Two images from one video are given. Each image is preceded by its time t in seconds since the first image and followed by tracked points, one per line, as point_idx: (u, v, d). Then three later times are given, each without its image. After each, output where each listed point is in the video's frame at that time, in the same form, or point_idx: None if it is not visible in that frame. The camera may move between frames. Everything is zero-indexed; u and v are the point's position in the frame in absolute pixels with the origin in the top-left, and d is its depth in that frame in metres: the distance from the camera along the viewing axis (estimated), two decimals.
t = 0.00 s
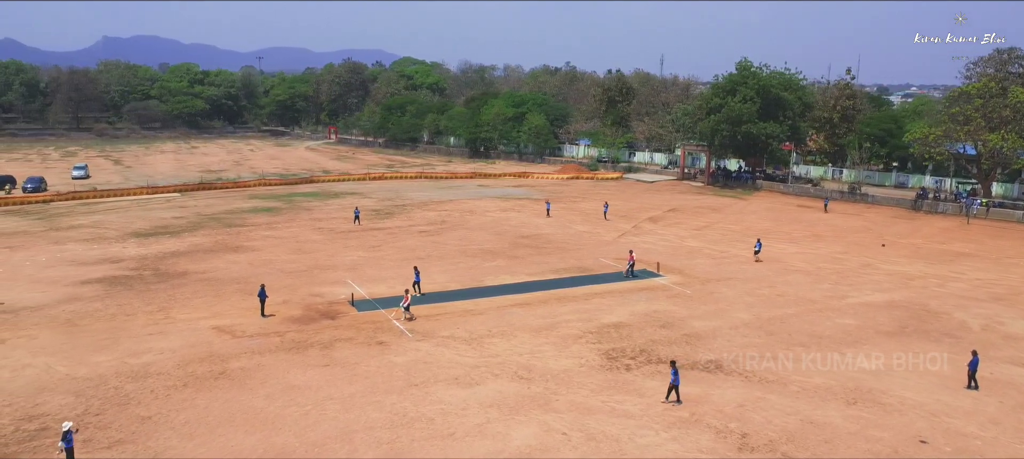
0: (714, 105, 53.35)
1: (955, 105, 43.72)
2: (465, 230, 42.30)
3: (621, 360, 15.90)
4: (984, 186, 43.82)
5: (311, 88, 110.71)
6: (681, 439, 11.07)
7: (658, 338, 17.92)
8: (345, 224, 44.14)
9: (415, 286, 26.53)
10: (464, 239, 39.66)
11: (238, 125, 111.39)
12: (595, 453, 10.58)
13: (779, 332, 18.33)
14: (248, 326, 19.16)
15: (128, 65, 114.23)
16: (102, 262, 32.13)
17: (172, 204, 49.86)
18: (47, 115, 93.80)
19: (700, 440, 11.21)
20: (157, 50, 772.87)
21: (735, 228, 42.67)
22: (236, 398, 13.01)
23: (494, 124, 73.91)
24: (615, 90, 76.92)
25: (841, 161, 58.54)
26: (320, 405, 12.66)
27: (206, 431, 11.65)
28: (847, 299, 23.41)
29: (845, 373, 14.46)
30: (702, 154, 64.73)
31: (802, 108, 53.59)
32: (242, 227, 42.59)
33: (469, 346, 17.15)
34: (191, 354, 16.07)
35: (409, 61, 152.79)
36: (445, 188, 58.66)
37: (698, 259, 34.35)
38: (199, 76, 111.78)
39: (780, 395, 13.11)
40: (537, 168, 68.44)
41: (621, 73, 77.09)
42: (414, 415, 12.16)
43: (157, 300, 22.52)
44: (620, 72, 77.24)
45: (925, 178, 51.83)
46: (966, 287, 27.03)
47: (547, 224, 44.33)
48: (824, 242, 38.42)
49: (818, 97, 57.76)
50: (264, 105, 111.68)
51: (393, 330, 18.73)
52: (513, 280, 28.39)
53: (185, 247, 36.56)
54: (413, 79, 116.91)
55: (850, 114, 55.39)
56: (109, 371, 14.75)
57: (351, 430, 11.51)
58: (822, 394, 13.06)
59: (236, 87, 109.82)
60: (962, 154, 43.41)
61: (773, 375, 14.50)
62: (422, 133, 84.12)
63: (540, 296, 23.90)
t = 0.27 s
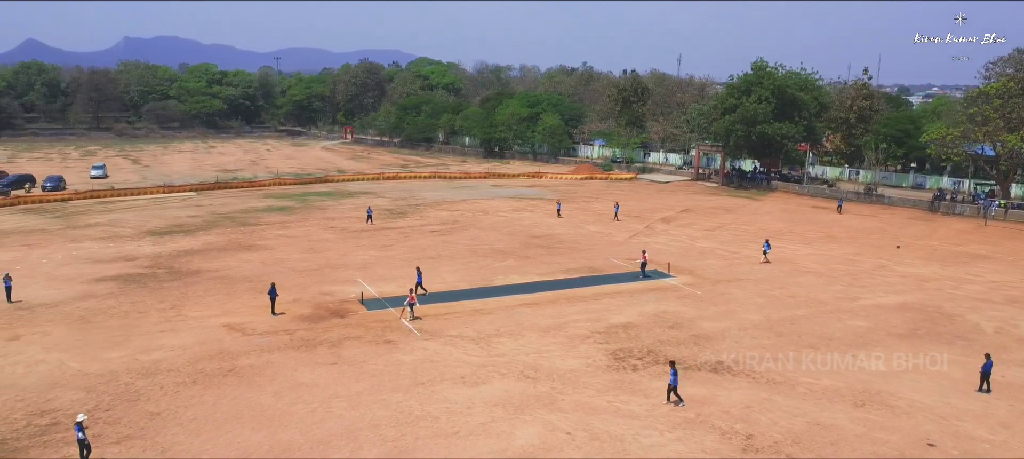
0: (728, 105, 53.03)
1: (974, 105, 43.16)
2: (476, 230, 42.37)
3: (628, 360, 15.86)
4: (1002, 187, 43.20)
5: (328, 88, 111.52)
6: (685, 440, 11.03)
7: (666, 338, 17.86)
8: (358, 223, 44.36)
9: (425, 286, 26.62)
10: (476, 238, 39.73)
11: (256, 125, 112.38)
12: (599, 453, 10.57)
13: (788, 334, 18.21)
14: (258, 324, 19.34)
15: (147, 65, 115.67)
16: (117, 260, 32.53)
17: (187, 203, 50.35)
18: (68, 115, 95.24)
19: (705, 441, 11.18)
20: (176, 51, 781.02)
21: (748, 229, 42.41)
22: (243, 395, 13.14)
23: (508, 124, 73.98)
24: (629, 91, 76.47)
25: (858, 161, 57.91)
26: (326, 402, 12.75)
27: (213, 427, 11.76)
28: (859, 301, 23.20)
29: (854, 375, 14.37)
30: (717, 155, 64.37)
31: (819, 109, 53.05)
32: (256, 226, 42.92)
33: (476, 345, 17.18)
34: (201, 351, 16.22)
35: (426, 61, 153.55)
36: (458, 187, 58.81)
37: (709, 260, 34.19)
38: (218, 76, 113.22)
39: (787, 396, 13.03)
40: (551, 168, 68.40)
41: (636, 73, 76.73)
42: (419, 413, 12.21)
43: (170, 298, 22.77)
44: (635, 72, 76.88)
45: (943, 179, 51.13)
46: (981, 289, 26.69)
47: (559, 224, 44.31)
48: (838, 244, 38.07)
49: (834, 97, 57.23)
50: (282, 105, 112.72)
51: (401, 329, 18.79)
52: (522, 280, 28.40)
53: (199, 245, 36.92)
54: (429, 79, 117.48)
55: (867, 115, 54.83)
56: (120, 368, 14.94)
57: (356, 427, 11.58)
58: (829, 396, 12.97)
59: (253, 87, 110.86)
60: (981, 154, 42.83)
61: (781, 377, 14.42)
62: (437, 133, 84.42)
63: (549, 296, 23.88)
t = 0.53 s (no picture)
0: (743, 105, 52.67)
1: (992, 105, 42.55)
2: (488, 229, 42.42)
3: (635, 361, 15.81)
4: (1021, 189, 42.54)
5: (345, 88, 112.16)
6: (690, 440, 11.02)
7: (674, 339, 17.80)
8: (371, 222, 44.56)
9: (436, 285, 26.69)
10: (488, 238, 39.78)
11: (273, 125, 113.25)
12: (603, 453, 10.57)
13: (798, 335, 18.10)
14: (269, 322, 19.52)
15: (166, 66, 117.08)
16: (132, 258, 32.94)
17: (202, 202, 50.85)
18: (88, 115, 96.69)
19: (710, 442, 11.15)
20: (194, 52, 788.84)
21: (762, 230, 42.13)
22: (251, 392, 13.27)
23: (523, 125, 73.96)
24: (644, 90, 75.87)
25: (874, 162, 57.27)
26: (333, 400, 12.85)
27: (221, 424, 11.89)
28: (872, 302, 22.99)
29: (863, 378, 14.27)
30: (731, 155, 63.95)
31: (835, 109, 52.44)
32: (270, 225, 43.23)
33: (484, 344, 17.19)
34: (211, 348, 16.39)
35: (442, 61, 153.96)
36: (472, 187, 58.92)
37: (721, 260, 34.01)
38: (235, 76, 114.34)
39: (794, 398, 12.96)
40: (565, 168, 68.33)
41: (651, 73, 76.26)
42: (425, 411, 12.25)
43: (183, 295, 23.03)
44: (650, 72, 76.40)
45: (961, 180, 50.40)
46: (997, 292, 26.34)
47: (571, 224, 44.27)
48: (852, 245, 37.72)
49: (851, 97, 56.63)
50: (298, 105, 113.50)
51: (410, 328, 18.86)
52: (532, 279, 28.40)
53: (213, 244, 37.28)
54: (445, 79, 117.87)
55: (884, 115, 54.21)
56: (131, 364, 15.13)
57: (361, 425, 11.65)
58: (836, 399, 12.89)
59: (270, 87, 111.78)
60: (999, 155, 42.22)
61: (789, 378, 14.34)
62: (452, 133, 84.63)
63: (559, 296, 23.85)
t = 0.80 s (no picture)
0: (758, 105, 52.31)
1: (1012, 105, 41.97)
2: (501, 229, 42.46)
3: (643, 361, 15.74)
4: None
5: (361, 88, 112.84)
6: (695, 441, 11.03)
7: (683, 339, 17.71)
8: (384, 222, 44.74)
9: (446, 284, 26.77)
10: (499, 238, 39.82)
11: (290, 125, 114.16)
12: (607, 453, 10.58)
13: (808, 337, 17.99)
14: (279, 320, 19.69)
15: (185, 66, 118.34)
16: (147, 256, 33.35)
17: (218, 202, 51.34)
18: (108, 115, 98.06)
19: (715, 443, 11.14)
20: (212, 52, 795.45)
21: (775, 231, 41.84)
22: (260, 390, 13.40)
23: (538, 125, 74.03)
24: (659, 91, 75.61)
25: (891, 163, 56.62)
26: (340, 398, 12.94)
27: (229, 420, 12.02)
28: (885, 304, 22.78)
29: (873, 380, 14.33)
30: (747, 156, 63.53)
31: (851, 110, 51.85)
32: (283, 224, 43.55)
33: (492, 344, 17.21)
34: (222, 346, 16.59)
35: (458, 62, 154.38)
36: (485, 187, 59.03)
37: (733, 261, 33.82)
38: (253, 77, 115.49)
39: (801, 400, 12.90)
40: (579, 168, 68.26)
41: (666, 73, 75.87)
42: (431, 410, 12.31)
43: (195, 293, 23.29)
44: (665, 72, 76.03)
45: (980, 182, 49.65)
46: (1013, 294, 26.00)
47: (583, 224, 44.22)
48: (866, 246, 37.37)
49: (868, 98, 56.05)
50: (315, 105, 114.33)
51: (419, 327, 18.93)
52: (543, 279, 28.38)
53: (227, 243, 37.64)
54: (462, 80, 118.28)
55: (901, 115, 53.58)
56: (143, 361, 15.36)
57: (367, 423, 11.73)
58: (841, 402, 12.85)
59: (287, 87, 112.75)
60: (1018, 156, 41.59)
61: (797, 380, 14.27)
62: (468, 133, 84.92)
63: (568, 296, 23.83)
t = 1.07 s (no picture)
0: (774, 105, 51.95)
1: None
2: (513, 229, 42.48)
3: (650, 361, 15.66)
4: None
5: (377, 89, 113.41)
6: (700, 441, 11.01)
7: (692, 340, 17.60)
8: (397, 221, 44.92)
9: (457, 284, 26.82)
10: (511, 238, 39.86)
11: (307, 125, 115.00)
12: (611, 452, 10.59)
13: (818, 339, 17.88)
14: (289, 318, 19.85)
15: (204, 66, 119.61)
16: (162, 254, 33.76)
17: (233, 201, 51.81)
18: (128, 114, 99.38)
19: (720, 443, 11.12)
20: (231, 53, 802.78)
21: (789, 232, 41.53)
22: (268, 387, 13.53)
23: (552, 125, 74.10)
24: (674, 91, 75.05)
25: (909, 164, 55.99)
26: (347, 396, 13.04)
27: (237, 417, 12.16)
28: (897, 306, 22.58)
29: (882, 381, 14.33)
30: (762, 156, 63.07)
31: (868, 110, 51.37)
32: (297, 223, 43.86)
33: (499, 343, 17.22)
34: (232, 343, 16.84)
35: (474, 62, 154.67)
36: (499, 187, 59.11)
37: (745, 262, 33.61)
38: (270, 77, 116.58)
39: (808, 402, 12.85)
40: (594, 169, 68.18)
41: (681, 73, 75.36)
42: (437, 408, 12.37)
43: (208, 291, 23.55)
44: (681, 72, 75.51)
45: (999, 183, 48.96)
46: None
47: (595, 224, 44.16)
48: (881, 247, 37.01)
49: (885, 98, 55.50)
50: (332, 105, 115.11)
51: (427, 326, 19.00)
52: (553, 279, 28.36)
53: (241, 241, 37.99)
54: (478, 79, 118.52)
55: (919, 115, 52.92)
56: (154, 358, 15.64)
57: (373, 421, 11.81)
58: (846, 404, 12.84)
59: (304, 87, 113.64)
60: None
61: (806, 381, 14.21)
62: (483, 133, 85.16)
63: (577, 296, 23.77)
